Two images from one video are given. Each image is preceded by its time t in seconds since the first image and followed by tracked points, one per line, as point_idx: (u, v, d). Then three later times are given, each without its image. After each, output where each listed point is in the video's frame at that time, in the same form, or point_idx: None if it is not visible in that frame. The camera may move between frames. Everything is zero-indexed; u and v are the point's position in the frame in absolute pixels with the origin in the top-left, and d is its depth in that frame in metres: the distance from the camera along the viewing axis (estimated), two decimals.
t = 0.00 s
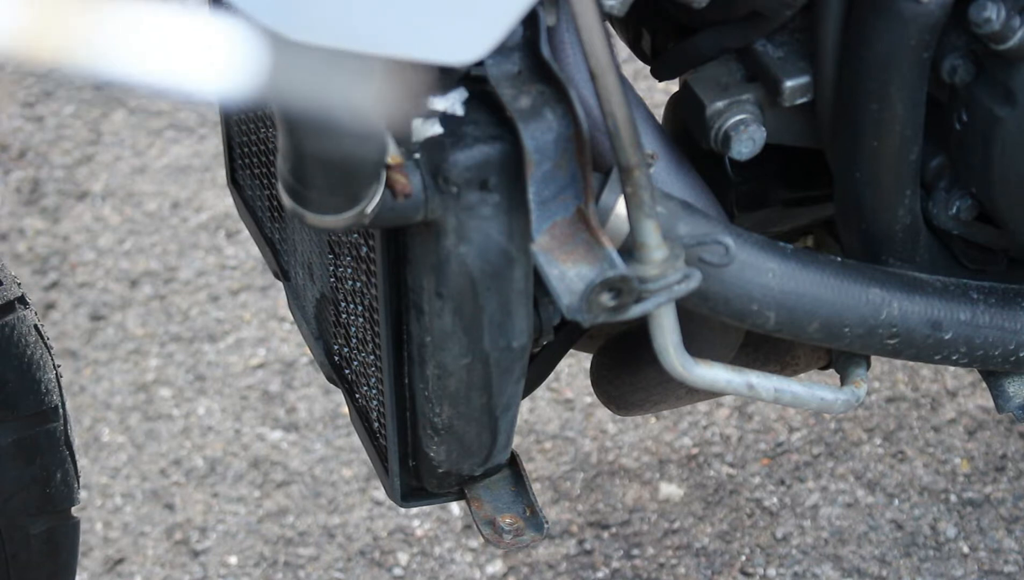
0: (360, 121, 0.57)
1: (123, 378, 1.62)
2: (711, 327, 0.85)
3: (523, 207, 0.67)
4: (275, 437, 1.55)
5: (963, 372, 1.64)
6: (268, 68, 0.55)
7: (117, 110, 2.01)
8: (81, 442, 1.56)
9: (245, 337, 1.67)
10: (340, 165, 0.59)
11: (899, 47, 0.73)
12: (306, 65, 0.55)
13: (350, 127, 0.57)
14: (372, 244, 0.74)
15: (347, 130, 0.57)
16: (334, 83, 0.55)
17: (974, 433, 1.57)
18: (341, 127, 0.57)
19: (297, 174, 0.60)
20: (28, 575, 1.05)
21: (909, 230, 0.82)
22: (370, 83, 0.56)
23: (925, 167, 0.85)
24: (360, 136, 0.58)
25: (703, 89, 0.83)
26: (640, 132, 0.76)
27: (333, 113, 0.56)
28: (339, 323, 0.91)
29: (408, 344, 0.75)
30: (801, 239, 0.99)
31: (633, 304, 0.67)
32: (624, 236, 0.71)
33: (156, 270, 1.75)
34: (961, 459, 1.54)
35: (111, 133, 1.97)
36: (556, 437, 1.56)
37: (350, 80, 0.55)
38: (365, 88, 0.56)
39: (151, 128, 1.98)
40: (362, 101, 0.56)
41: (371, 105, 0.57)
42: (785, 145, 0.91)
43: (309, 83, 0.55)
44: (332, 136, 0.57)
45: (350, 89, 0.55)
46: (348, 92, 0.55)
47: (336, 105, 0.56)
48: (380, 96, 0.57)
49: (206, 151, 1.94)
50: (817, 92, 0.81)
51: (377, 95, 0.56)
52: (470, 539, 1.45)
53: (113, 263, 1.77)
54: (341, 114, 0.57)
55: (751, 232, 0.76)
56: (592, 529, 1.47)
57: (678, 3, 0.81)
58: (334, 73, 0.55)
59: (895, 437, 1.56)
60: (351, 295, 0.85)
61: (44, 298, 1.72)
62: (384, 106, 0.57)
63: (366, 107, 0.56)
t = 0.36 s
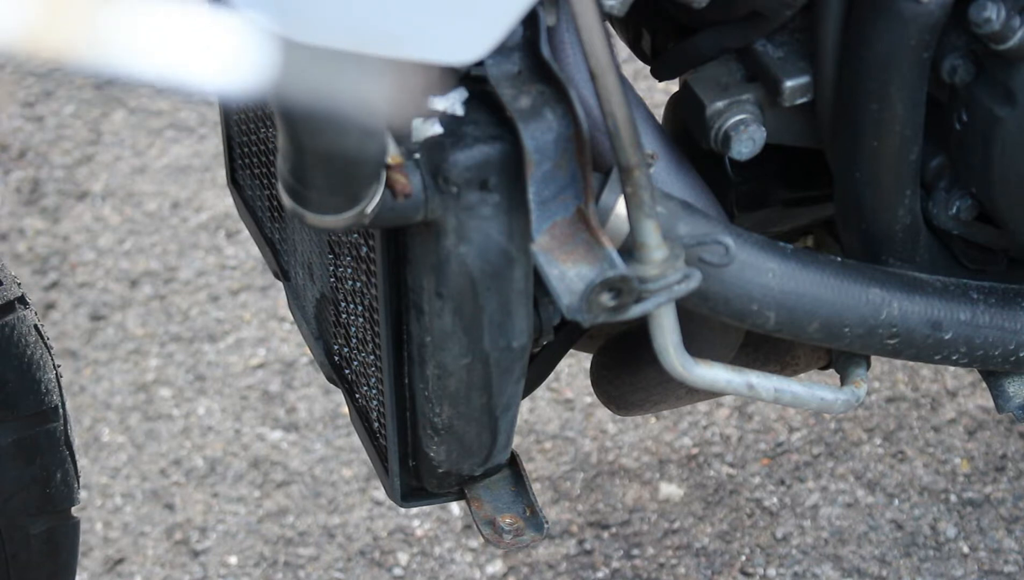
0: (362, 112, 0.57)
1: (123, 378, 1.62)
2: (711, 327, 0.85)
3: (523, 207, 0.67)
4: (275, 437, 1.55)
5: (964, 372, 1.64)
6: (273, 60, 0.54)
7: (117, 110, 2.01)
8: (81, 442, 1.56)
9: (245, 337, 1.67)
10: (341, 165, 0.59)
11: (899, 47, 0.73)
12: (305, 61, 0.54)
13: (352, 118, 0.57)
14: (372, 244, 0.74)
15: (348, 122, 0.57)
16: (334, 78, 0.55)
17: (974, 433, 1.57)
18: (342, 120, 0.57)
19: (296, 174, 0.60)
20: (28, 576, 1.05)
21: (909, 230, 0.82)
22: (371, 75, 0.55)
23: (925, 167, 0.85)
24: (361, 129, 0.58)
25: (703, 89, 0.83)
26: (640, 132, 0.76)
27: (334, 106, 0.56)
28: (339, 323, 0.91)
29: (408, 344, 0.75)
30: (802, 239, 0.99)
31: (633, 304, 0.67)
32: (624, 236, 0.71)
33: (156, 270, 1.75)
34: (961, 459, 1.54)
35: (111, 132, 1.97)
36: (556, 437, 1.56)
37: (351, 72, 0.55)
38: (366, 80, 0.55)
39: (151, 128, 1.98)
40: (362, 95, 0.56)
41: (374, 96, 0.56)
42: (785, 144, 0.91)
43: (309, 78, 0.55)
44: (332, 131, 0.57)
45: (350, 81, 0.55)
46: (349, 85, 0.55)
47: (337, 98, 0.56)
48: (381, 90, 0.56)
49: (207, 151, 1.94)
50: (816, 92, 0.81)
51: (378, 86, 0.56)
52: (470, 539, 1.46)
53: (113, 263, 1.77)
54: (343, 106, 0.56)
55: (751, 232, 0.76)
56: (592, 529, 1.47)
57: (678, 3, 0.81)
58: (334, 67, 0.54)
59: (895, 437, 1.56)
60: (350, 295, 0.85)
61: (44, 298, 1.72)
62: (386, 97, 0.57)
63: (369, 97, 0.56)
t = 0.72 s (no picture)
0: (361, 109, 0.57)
1: (123, 378, 1.62)
2: (711, 327, 0.85)
3: (523, 206, 0.67)
4: (275, 437, 1.55)
5: (964, 372, 1.64)
6: (273, 59, 0.54)
7: (117, 110, 2.01)
8: (81, 442, 1.56)
9: (245, 337, 1.67)
10: (341, 166, 0.59)
11: (899, 47, 0.73)
12: (304, 59, 0.55)
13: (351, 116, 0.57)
14: (372, 244, 0.74)
15: (347, 122, 0.57)
16: (333, 76, 0.55)
17: (974, 433, 1.57)
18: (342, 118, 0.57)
19: (296, 174, 0.60)
20: (28, 576, 1.04)
21: (910, 230, 0.82)
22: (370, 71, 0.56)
23: (925, 167, 0.85)
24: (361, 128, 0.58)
25: (703, 89, 0.83)
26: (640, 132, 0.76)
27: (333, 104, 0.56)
28: (339, 323, 0.91)
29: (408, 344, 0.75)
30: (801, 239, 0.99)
31: (633, 304, 0.67)
32: (624, 236, 0.71)
33: (156, 270, 1.75)
34: (961, 459, 1.54)
35: (111, 132, 1.97)
36: (556, 437, 1.56)
37: (350, 70, 0.55)
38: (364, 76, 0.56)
39: (151, 128, 1.98)
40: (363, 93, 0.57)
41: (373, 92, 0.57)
42: (785, 144, 0.91)
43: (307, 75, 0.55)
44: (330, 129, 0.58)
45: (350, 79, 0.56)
46: (348, 83, 0.56)
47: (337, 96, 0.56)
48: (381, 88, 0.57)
49: (207, 151, 1.94)
50: (816, 92, 0.81)
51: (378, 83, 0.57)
52: (470, 539, 1.46)
53: (113, 263, 1.77)
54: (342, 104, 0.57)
55: (751, 232, 0.76)
56: (592, 529, 1.47)
57: (679, 3, 0.81)
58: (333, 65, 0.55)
59: (895, 437, 1.56)
60: (351, 294, 0.85)
61: (43, 298, 1.72)
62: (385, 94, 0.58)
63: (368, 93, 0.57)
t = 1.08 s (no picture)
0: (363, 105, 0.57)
1: (123, 378, 1.62)
2: (711, 327, 0.85)
3: (523, 207, 0.67)
4: (275, 438, 1.55)
5: (964, 372, 1.64)
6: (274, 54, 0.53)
7: (117, 110, 2.01)
8: (81, 442, 1.56)
9: (245, 337, 1.67)
10: (340, 166, 0.59)
11: (899, 47, 0.73)
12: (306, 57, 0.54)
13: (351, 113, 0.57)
14: (372, 244, 0.74)
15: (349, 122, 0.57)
16: (335, 76, 0.55)
17: (974, 433, 1.57)
18: (341, 115, 0.57)
19: (296, 174, 0.60)
20: (28, 576, 1.04)
21: (910, 230, 0.82)
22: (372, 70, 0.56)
23: (925, 166, 0.85)
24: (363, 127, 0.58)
25: (703, 89, 0.83)
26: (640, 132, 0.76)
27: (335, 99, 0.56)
28: (339, 323, 0.91)
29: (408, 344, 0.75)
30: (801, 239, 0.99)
31: (633, 304, 0.67)
32: (624, 236, 0.71)
33: (156, 270, 1.75)
34: (961, 459, 1.54)
35: (111, 132, 1.97)
36: (556, 437, 1.56)
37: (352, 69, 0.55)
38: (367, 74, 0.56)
39: (151, 128, 1.98)
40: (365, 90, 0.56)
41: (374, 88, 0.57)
42: (785, 144, 0.91)
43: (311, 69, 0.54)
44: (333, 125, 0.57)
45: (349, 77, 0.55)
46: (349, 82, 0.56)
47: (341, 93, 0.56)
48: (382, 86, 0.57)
49: (207, 151, 1.94)
50: (816, 92, 0.81)
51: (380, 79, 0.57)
52: (470, 539, 1.46)
53: (113, 263, 1.77)
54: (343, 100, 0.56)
55: (751, 232, 0.76)
56: (592, 529, 1.47)
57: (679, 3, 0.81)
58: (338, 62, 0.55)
59: (895, 437, 1.56)
60: (351, 294, 0.85)
61: (43, 297, 1.72)
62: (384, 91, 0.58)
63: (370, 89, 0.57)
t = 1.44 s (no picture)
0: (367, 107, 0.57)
1: (123, 378, 1.62)
2: (711, 327, 0.85)
3: (523, 207, 0.67)
4: (275, 438, 1.55)
5: (964, 372, 1.64)
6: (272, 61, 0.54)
7: (117, 110, 2.01)
8: (81, 442, 1.56)
9: (245, 337, 1.67)
10: (342, 165, 0.59)
11: (899, 47, 0.73)
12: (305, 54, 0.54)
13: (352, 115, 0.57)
14: (372, 244, 0.74)
15: (351, 122, 0.57)
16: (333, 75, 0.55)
17: (974, 433, 1.57)
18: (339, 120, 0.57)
19: (296, 174, 0.61)
20: (28, 576, 1.04)
21: (910, 230, 0.82)
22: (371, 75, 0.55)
23: (925, 166, 0.85)
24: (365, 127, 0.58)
25: (703, 89, 0.83)
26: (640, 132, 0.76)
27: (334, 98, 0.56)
28: (339, 323, 0.91)
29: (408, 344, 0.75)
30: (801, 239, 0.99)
31: (633, 304, 0.67)
32: (624, 236, 0.71)
33: (156, 270, 1.75)
34: (961, 459, 1.54)
35: (111, 132, 1.97)
36: (556, 437, 1.56)
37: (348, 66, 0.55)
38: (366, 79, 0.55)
39: (151, 129, 1.98)
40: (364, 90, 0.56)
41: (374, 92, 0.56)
42: (785, 144, 0.91)
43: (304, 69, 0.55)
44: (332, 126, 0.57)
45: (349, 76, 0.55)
46: (346, 79, 0.55)
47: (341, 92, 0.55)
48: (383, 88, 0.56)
49: (207, 151, 1.94)
50: (816, 92, 0.81)
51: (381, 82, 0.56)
52: (470, 539, 1.46)
53: (113, 263, 1.77)
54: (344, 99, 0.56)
55: (751, 232, 0.76)
56: (592, 529, 1.47)
57: (679, 3, 0.81)
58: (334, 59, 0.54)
59: (895, 437, 1.56)
60: (350, 294, 0.85)
61: (43, 297, 1.72)
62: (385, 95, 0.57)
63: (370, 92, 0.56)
